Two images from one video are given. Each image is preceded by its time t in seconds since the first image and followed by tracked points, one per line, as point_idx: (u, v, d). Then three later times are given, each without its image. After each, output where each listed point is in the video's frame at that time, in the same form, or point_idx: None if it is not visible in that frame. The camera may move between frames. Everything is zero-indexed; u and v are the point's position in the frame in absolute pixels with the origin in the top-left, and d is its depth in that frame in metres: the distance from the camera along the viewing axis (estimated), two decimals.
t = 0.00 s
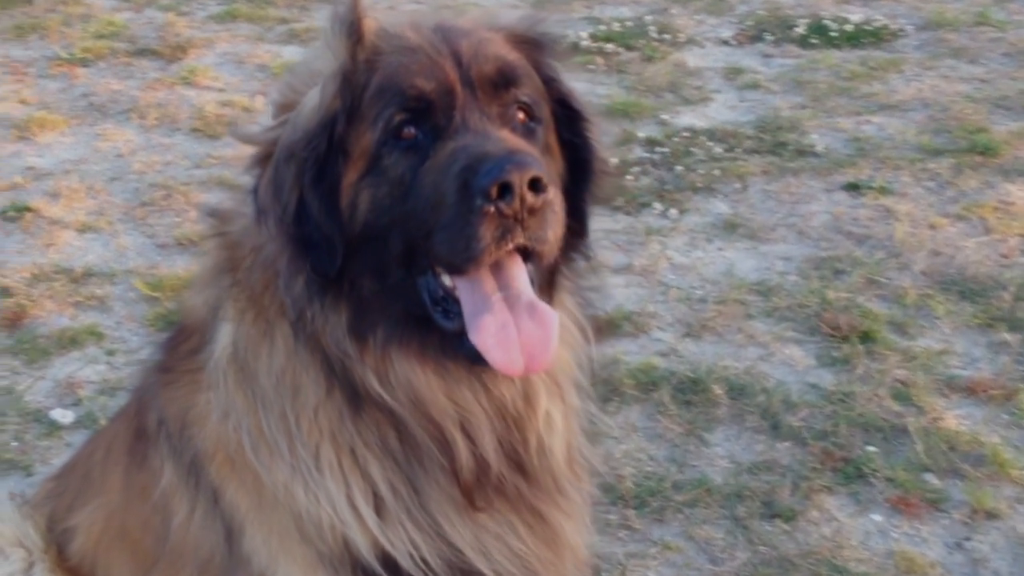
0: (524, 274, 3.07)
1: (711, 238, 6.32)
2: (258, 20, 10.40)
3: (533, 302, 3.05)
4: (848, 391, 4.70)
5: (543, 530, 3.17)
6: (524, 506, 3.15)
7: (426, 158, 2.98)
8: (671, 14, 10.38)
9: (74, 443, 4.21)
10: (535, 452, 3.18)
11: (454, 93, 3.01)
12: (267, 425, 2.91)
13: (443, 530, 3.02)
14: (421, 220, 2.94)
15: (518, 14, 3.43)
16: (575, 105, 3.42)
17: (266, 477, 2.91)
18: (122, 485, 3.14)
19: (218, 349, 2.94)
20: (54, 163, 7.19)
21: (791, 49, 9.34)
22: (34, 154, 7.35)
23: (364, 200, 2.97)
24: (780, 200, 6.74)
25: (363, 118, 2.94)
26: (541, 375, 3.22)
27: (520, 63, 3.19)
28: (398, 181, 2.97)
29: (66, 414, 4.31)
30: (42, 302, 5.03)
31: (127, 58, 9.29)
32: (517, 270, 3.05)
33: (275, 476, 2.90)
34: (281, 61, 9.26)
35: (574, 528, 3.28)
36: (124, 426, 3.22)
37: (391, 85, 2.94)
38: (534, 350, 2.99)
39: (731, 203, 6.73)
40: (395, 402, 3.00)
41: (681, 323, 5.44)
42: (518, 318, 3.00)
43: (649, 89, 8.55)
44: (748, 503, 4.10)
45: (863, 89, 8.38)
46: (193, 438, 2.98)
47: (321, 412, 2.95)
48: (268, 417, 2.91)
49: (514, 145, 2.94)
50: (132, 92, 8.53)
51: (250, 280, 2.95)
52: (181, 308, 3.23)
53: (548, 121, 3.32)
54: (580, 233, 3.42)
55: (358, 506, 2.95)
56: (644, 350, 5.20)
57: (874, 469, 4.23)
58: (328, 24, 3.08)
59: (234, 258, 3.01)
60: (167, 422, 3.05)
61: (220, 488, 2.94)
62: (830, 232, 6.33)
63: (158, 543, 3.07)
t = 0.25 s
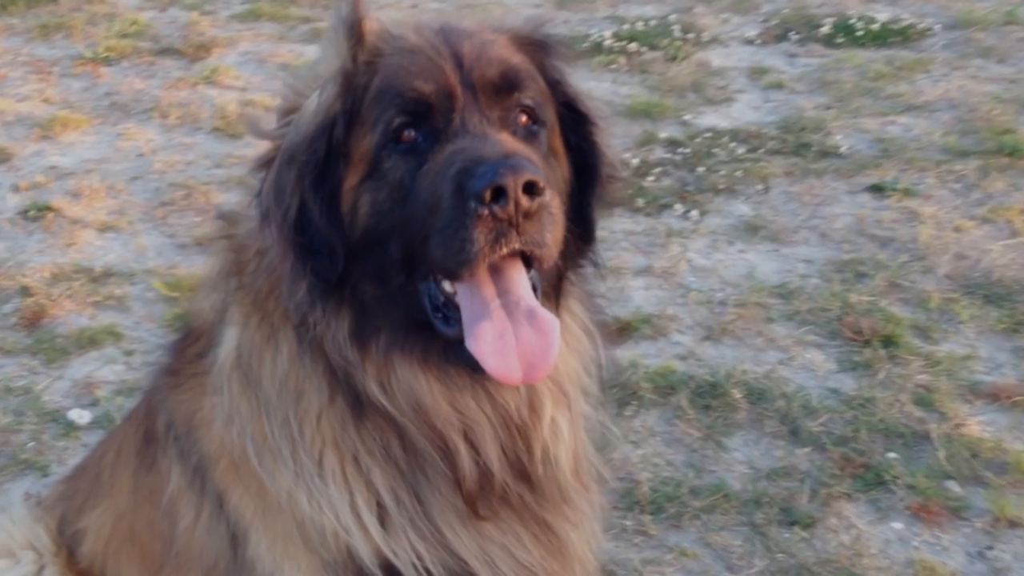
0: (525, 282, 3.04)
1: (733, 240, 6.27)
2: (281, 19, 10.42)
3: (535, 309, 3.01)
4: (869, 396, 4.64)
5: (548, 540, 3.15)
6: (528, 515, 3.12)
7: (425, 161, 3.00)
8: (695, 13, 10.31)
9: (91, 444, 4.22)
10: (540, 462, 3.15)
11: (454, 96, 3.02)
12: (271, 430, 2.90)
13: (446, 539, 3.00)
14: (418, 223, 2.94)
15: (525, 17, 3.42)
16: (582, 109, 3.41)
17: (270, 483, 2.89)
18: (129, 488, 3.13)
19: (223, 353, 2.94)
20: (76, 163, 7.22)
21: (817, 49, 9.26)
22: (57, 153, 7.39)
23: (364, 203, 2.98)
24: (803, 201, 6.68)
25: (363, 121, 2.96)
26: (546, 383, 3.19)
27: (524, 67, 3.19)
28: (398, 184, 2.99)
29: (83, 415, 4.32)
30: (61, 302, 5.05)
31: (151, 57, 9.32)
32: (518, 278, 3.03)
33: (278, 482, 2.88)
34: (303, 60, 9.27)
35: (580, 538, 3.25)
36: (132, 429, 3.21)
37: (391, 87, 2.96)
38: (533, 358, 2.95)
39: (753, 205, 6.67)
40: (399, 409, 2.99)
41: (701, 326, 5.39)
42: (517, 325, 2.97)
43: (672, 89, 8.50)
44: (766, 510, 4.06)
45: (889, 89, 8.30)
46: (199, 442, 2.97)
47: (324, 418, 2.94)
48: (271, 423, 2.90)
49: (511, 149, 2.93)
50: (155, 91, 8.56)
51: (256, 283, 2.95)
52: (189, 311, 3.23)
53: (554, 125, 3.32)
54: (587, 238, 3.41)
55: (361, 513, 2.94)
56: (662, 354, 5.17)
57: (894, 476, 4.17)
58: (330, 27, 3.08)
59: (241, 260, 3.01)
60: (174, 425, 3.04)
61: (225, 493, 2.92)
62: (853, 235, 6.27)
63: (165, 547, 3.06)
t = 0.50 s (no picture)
0: (523, 283, 3.01)
1: (754, 239, 6.21)
2: (305, 15, 10.42)
3: (532, 311, 2.97)
4: (890, 399, 4.58)
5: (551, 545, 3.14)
6: (532, 520, 3.11)
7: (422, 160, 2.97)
8: (720, 9, 10.24)
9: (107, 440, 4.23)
10: (544, 466, 3.14)
11: (451, 94, 2.97)
12: (274, 432, 2.89)
13: (448, 543, 2.99)
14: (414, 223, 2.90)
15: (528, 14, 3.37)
16: (586, 108, 3.35)
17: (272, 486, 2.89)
18: (139, 486, 3.14)
19: (227, 354, 2.93)
20: (98, 158, 7.25)
21: (842, 46, 9.18)
22: (80, 148, 7.42)
23: (363, 202, 2.96)
24: (826, 200, 6.61)
25: (361, 119, 2.94)
26: (548, 387, 3.16)
27: (525, 66, 3.13)
28: (395, 183, 2.96)
29: (100, 411, 4.33)
30: (81, 297, 5.07)
31: (174, 52, 9.35)
32: (515, 278, 3.00)
33: (281, 484, 2.87)
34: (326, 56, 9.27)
35: (584, 543, 3.22)
36: (141, 427, 3.22)
37: (387, 84, 2.93)
38: (529, 360, 2.92)
39: (775, 203, 6.62)
40: (401, 412, 2.97)
41: (721, 326, 5.35)
42: (513, 326, 2.93)
43: (695, 85, 8.44)
44: (784, 513, 4.02)
45: (915, 87, 8.21)
46: (204, 443, 2.97)
47: (327, 420, 2.93)
48: (274, 425, 2.89)
49: (507, 149, 2.88)
50: (178, 86, 8.58)
51: (259, 282, 2.95)
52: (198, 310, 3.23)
53: (556, 125, 3.26)
54: (591, 240, 3.35)
55: (363, 517, 2.93)
56: (681, 354, 5.13)
57: (915, 480, 4.11)
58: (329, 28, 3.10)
59: (246, 258, 3.01)
60: (181, 425, 3.04)
61: (230, 494, 2.92)
62: (876, 234, 6.20)
63: (173, 546, 3.07)
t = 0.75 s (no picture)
0: (518, 283, 2.97)
1: (773, 238, 6.17)
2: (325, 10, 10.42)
3: (526, 312, 2.94)
4: (907, 401, 4.53)
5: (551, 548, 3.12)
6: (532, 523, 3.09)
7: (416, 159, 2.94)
8: (742, 6, 10.17)
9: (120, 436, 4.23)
10: (545, 469, 3.12)
11: (445, 92, 2.94)
12: (272, 434, 2.88)
13: (446, 547, 2.97)
14: (406, 222, 2.87)
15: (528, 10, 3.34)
16: (585, 107, 3.30)
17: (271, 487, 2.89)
18: (145, 485, 3.16)
19: (228, 354, 2.95)
20: (117, 153, 7.27)
21: (865, 43, 9.10)
22: (99, 143, 7.45)
23: (357, 202, 2.95)
24: (845, 200, 6.55)
25: (355, 118, 2.94)
26: (548, 391, 3.13)
27: (522, 64, 3.09)
28: (389, 182, 2.94)
29: (114, 407, 4.34)
30: (97, 292, 5.08)
31: (194, 48, 9.36)
32: (510, 279, 2.96)
33: (279, 486, 2.87)
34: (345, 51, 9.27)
35: (586, 548, 3.19)
36: (147, 426, 3.23)
37: (381, 81, 2.91)
38: (521, 362, 2.89)
39: (794, 202, 6.56)
40: (399, 414, 2.96)
41: (737, 326, 5.31)
42: (505, 328, 2.90)
43: (715, 83, 8.38)
44: (798, 517, 3.98)
45: (939, 85, 8.13)
46: (206, 443, 2.98)
47: (325, 421, 2.93)
48: (272, 426, 2.89)
49: (497, 147, 2.83)
50: (197, 82, 8.60)
51: (259, 282, 2.95)
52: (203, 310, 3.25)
53: (554, 124, 3.21)
54: (591, 240, 3.29)
55: (361, 519, 2.92)
56: (696, 354, 5.09)
57: (932, 483, 4.07)
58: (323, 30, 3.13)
59: (248, 257, 3.02)
60: (185, 425, 3.06)
61: (230, 495, 2.93)
62: (896, 234, 6.14)
63: (176, 546, 3.08)
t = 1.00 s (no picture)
0: (515, 283, 2.95)
1: (789, 237, 6.13)
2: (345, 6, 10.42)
3: (521, 312, 2.94)
4: (922, 403, 4.49)
5: (551, 551, 3.10)
6: (532, 526, 3.07)
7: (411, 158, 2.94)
8: (762, 3, 10.11)
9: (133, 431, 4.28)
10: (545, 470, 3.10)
11: (440, 91, 2.94)
12: (271, 434, 2.89)
13: (444, 550, 2.96)
14: (400, 222, 2.88)
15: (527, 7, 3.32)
16: (584, 105, 3.28)
17: (269, 488, 2.90)
18: (151, 485, 3.19)
19: (230, 354, 2.97)
20: (135, 149, 7.28)
21: (886, 41, 9.03)
22: (117, 139, 7.45)
23: (354, 201, 2.97)
24: (863, 199, 6.51)
25: (351, 118, 2.96)
26: (547, 391, 3.12)
27: (518, 62, 3.08)
28: (385, 181, 2.94)
29: (127, 403, 4.38)
30: (112, 288, 5.11)
31: (213, 43, 9.38)
32: (506, 278, 2.94)
33: (278, 487, 2.88)
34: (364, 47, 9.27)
35: (587, 552, 3.17)
36: (155, 425, 3.26)
37: (375, 80, 2.92)
38: (514, 362, 2.90)
39: (812, 201, 6.52)
40: (398, 415, 2.96)
41: (752, 326, 5.28)
42: (499, 328, 2.90)
43: (734, 80, 8.34)
44: (809, 519, 3.96)
45: (960, 83, 8.07)
46: (208, 443, 3.00)
47: (324, 423, 2.93)
48: (271, 426, 2.90)
49: (490, 147, 2.83)
50: (216, 78, 8.61)
51: (259, 282, 2.97)
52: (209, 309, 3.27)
53: (552, 122, 3.19)
54: (591, 240, 3.27)
55: (359, 521, 2.91)
56: (710, 354, 5.07)
57: (946, 487, 4.04)
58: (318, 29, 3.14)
59: (248, 256, 3.03)
60: (189, 425, 3.08)
61: (232, 495, 2.95)
62: (914, 234, 6.10)
63: (182, 545, 3.10)
